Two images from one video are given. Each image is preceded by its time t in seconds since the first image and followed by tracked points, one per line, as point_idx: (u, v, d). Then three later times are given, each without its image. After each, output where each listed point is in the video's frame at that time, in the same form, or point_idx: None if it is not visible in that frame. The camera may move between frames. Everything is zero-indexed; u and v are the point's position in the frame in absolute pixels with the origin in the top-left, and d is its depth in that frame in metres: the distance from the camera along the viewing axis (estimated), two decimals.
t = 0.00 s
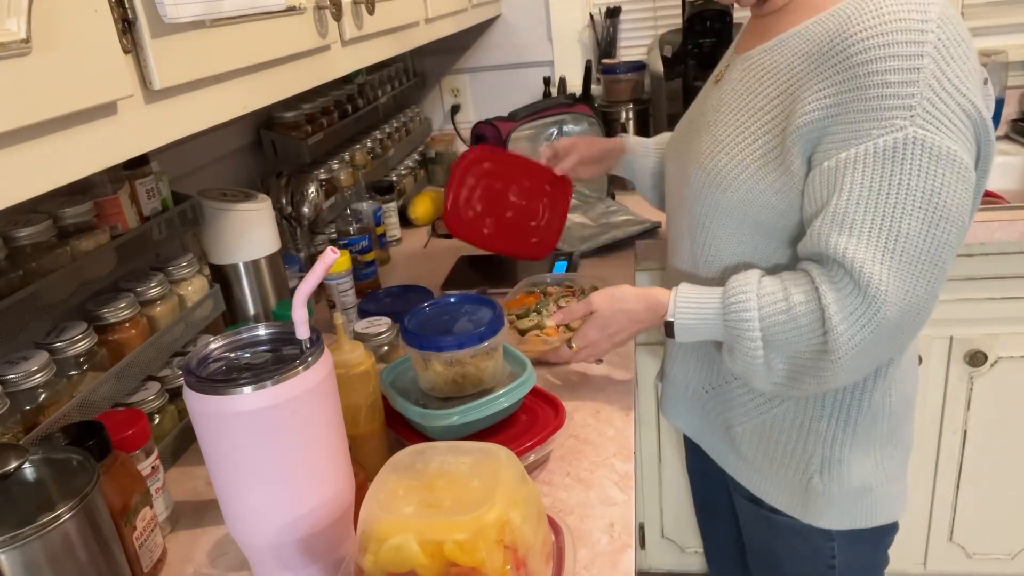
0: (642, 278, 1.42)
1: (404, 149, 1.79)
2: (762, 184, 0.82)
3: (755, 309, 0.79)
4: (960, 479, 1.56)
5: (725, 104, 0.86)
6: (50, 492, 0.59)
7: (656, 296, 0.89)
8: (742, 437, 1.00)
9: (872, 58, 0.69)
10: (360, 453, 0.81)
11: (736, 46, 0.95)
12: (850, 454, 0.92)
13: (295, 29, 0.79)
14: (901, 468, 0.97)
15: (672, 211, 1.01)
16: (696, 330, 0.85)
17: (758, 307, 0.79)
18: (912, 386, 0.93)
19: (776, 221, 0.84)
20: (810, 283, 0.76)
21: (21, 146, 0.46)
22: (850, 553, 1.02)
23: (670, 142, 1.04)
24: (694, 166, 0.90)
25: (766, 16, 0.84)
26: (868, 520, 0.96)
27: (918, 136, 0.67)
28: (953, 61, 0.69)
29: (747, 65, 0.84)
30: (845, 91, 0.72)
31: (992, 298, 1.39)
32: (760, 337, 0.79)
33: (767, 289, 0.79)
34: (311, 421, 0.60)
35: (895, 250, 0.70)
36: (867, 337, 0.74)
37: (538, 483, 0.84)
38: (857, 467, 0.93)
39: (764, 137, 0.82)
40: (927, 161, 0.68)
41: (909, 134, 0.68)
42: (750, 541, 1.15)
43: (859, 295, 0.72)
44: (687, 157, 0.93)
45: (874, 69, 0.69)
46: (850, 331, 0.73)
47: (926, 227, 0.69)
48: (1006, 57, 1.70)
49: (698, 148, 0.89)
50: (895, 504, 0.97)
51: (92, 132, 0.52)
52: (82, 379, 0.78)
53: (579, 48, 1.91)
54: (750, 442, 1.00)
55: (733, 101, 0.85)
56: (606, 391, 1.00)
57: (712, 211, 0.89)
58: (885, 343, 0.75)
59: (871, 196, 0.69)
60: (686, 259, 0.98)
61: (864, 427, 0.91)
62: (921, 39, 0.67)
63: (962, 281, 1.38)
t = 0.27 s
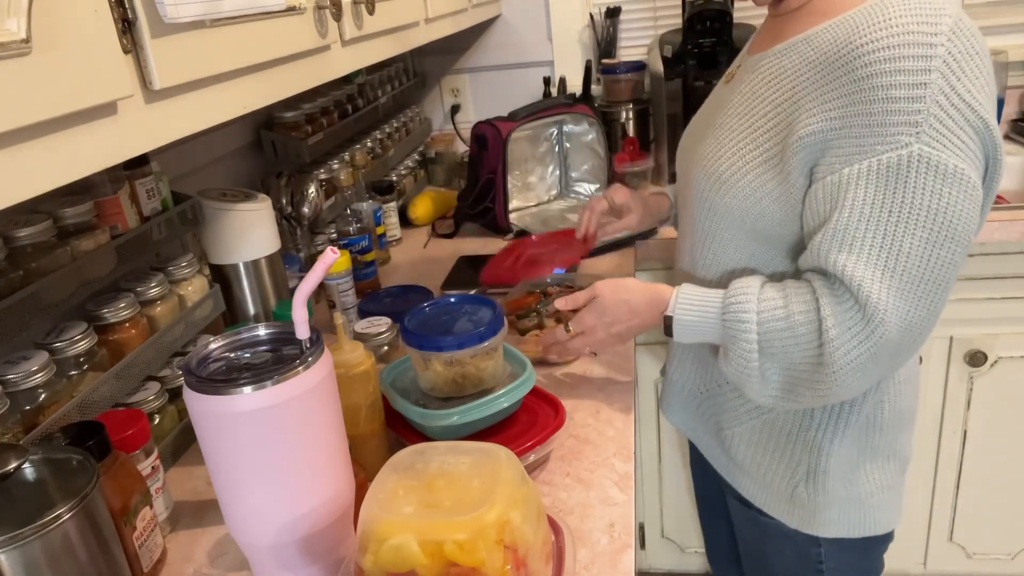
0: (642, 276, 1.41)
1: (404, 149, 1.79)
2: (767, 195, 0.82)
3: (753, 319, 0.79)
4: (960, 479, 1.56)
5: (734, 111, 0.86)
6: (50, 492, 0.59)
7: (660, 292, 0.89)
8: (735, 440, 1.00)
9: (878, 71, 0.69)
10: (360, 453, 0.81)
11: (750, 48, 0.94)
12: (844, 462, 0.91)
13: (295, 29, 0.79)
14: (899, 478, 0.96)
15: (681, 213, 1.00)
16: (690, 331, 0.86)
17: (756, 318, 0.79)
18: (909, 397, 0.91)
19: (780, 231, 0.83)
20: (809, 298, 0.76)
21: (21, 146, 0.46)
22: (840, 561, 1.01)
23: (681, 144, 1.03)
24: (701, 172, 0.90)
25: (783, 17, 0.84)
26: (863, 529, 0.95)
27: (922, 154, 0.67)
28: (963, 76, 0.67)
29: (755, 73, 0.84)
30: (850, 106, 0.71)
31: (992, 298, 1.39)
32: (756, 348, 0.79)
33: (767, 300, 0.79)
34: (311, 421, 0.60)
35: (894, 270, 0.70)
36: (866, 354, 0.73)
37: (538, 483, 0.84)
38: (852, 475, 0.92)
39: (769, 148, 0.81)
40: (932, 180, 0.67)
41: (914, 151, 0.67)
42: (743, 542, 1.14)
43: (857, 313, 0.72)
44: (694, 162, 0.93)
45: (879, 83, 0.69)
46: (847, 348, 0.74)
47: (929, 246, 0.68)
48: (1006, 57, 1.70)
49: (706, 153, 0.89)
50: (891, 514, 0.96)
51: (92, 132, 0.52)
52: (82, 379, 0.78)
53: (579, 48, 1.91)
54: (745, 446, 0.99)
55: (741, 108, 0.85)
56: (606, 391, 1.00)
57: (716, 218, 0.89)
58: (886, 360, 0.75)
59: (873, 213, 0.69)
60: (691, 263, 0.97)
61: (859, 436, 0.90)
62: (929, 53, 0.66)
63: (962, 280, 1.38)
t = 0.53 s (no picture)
0: (644, 275, 1.40)
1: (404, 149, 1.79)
2: (768, 201, 0.82)
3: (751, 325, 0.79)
4: (961, 479, 1.56)
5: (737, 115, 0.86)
6: (50, 492, 0.59)
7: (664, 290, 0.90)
8: (735, 441, 1.00)
9: (879, 80, 0.68)
10: (360, 453, 0.81)
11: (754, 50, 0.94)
12: (843, 466, 0.91)
13: (295, 29, 0.79)
14: (900, 483, 0.95)
15: (684, 215, 1.00)
16: (686, 329, 0.87)
17: (755, 323, 0.79)
18: (911, 401, 0.91)
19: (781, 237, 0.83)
20: (807, 305, 0.76)
21: (21, 146, 0.46)
22: (838, 562, 1.01)
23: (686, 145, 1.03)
24: (704, 176, 0.90)
25: (785, 21, 0.83)
26: (861, 533, 0.95)
27: (922, 164, 0.66)
28: (965, 85, 0.67)
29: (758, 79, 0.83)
30: (850, 114, 0.71)
31: (992, 298, 1.39)
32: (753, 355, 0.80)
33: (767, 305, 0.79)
34: (311, 422, 0.60)
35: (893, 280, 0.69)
36: (863, 363, 0.73)
37: (538, 483, 0.84)
38: (852, 480, 0.92)
39: (770, 154, 0.81)
40: (932, 190, 0.67)
41: (914, 161, 0.67)
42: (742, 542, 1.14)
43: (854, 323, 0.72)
44: (697, 164, 0.93)
45: (879, 92, 0.68)
46: (844, 357, 0.74)
47: (929, 257, 0.68)
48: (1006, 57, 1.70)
49: (709, 158, 0.89)
50: (891, 518, 0.96)
51: (92, 132, 0.52)
52: (82, 379, 0.78)
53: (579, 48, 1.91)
54: (745, 448, 0.99)
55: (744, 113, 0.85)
56: (606, 391, 1.00)
57: (717, 222, 0.89)
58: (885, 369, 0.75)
59: (872, 223, 0.69)
60: (693, 266, 0.97)
61: (860, 441, 0.90)
62: (930, 62, 0.66)
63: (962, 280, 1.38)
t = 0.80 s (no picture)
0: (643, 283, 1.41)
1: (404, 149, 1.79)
2: (757, 200, 0.82)
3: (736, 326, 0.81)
4: (961, 479, 1.56)
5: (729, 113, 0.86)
6: (50, 492, 0.59)
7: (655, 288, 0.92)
8: (737, 442, 1.01)
9: (864, 76, 0.69)
10: (360, 453, 0.81)
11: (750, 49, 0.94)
12: (844, 464, 0.91)
13: (295, 29, 0.79)
14: (901, 482, 0.95)
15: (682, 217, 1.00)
16: (670, 323, 0.89)
17: (741, 324, 0.80)
18: (913, 399, 0.91)
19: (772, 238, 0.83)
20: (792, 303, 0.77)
21: (22, 146, 0.46)
22: (841, 561, 1.00)
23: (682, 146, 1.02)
24: (700, 177, 0.90)
25: (778, 22, 0.83)
26: (864, 533, 0.95)
27: (905, 160, 0.66)
28: (952, 83, 0.67)
29: (751, 78, 0.84)
30: (836, 111, 0.71)
31: (992, 298, 1.39)
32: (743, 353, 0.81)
33: (755, 305, 0.80)
34: (311, 422, 0.60)
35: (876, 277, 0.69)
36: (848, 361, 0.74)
37: (538, 483, 0.84)
38: (851, 479, 0.92)
39: (760, 152, 0.81)
40: (914, 187, 0.67)
41: (896, 157, 0.67)
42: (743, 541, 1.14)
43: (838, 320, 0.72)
44: (693, 163, 0.93)
45: (865, 89, 0.69)
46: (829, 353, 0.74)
47: (910, 253, 0.68)
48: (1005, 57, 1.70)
49: (704, 157, 0.89)
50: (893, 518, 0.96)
51: (92, 132, 0.52)
52: (82, 379, 0.78)
53: (579, 48, 1.91)
54: (747, 447, 1.00)
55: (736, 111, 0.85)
56: (606, 391, 1.00)
57: (710, 221, 0.90)
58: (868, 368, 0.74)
59: (854, 220, 0.69)
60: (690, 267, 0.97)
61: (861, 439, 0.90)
62: (916, 58, 0.66)
63: (962, 280, 1.38)
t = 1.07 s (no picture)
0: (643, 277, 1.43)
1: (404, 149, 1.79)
2: (729, 186, 0.84)
3: (689, 302, 0.86)
4: (961, 479, 1.56)
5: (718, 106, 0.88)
6: (50, 492, 0.59)
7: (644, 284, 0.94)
8: (739, 442, 1.00)
9: (835, 66, 0.71)
10: (360, 453, 0.81)
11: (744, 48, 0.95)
12: (847, 459, 0.92)
13: (295, 29, 0.79)
14: (904, 478, 0.96)
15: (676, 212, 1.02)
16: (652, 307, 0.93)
17: (691, 299, 0.85)
18: (911, 392, 0.92)
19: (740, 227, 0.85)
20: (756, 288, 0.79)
21: (22, 146, 0.46)
22: (846, 559, 1.01)
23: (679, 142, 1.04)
24: (685, 165, 0.93)
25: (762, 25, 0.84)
26: (869, 528, 0.96)
27: (856, 148, 0.68)
28: (922, 79, 0.68)
29: (740, 69, 0.85)
30: (803, 99, 0.73)
31: (992, 298, 1.39)
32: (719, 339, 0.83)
33: (710, 283, 0.85)
34: (311, 421, 0.60)
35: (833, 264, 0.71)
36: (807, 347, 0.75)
37: (538, 483, 0.84)
38: (853, 474, 0.93)
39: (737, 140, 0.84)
40: (862, 175, 0.69)
41: (848, 144, 0.69)
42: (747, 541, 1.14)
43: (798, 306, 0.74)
44: (684, 157, 0.95)
45: (834, 79, 0.70)
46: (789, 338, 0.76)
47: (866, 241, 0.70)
48: (1005, 57, 1.71)
49: (693, 146, 0.92)
50: (898, 513, 0.97)
51: (92, 132, 0.52)
52: (82, 379, 0.78)
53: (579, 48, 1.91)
54: (749, 447, 0.99)
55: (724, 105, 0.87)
56: (606, 391, 1.00)
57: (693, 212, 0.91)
58: (803, 354, 0.77)
59: (803, 203, 0.72)
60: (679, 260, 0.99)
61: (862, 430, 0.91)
62: (891, 53, 0.68)
63: (962, 280, 1.38)
